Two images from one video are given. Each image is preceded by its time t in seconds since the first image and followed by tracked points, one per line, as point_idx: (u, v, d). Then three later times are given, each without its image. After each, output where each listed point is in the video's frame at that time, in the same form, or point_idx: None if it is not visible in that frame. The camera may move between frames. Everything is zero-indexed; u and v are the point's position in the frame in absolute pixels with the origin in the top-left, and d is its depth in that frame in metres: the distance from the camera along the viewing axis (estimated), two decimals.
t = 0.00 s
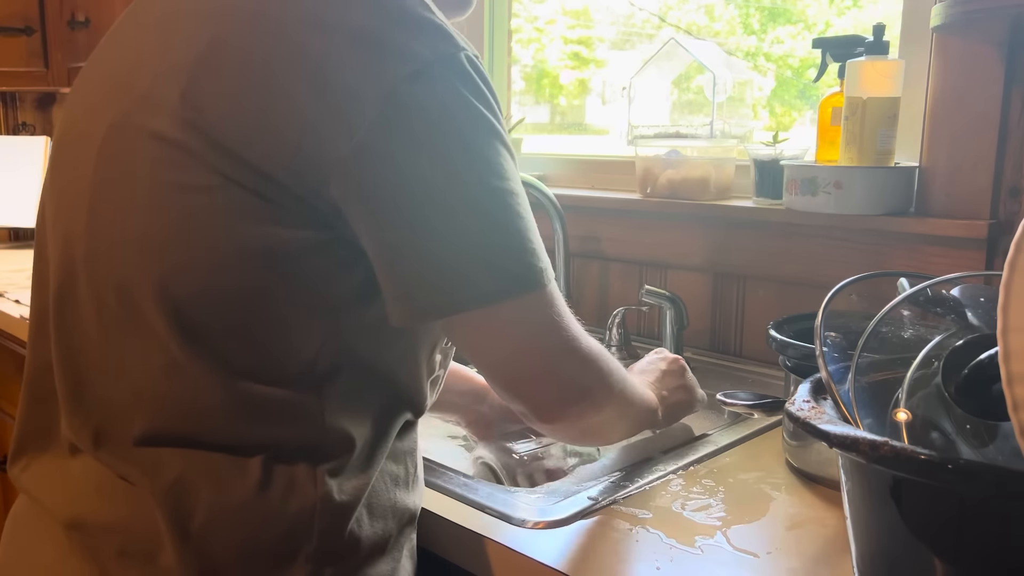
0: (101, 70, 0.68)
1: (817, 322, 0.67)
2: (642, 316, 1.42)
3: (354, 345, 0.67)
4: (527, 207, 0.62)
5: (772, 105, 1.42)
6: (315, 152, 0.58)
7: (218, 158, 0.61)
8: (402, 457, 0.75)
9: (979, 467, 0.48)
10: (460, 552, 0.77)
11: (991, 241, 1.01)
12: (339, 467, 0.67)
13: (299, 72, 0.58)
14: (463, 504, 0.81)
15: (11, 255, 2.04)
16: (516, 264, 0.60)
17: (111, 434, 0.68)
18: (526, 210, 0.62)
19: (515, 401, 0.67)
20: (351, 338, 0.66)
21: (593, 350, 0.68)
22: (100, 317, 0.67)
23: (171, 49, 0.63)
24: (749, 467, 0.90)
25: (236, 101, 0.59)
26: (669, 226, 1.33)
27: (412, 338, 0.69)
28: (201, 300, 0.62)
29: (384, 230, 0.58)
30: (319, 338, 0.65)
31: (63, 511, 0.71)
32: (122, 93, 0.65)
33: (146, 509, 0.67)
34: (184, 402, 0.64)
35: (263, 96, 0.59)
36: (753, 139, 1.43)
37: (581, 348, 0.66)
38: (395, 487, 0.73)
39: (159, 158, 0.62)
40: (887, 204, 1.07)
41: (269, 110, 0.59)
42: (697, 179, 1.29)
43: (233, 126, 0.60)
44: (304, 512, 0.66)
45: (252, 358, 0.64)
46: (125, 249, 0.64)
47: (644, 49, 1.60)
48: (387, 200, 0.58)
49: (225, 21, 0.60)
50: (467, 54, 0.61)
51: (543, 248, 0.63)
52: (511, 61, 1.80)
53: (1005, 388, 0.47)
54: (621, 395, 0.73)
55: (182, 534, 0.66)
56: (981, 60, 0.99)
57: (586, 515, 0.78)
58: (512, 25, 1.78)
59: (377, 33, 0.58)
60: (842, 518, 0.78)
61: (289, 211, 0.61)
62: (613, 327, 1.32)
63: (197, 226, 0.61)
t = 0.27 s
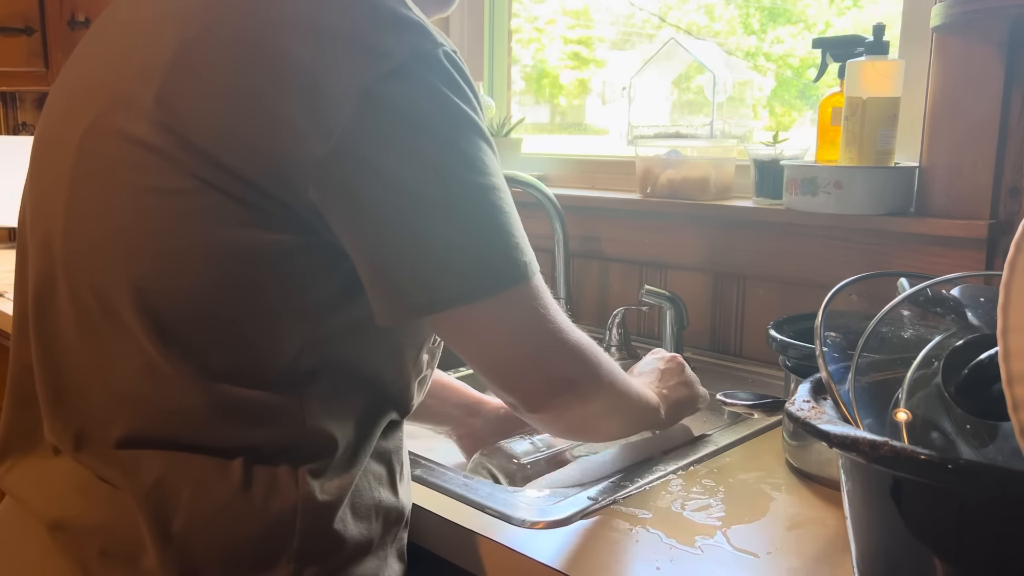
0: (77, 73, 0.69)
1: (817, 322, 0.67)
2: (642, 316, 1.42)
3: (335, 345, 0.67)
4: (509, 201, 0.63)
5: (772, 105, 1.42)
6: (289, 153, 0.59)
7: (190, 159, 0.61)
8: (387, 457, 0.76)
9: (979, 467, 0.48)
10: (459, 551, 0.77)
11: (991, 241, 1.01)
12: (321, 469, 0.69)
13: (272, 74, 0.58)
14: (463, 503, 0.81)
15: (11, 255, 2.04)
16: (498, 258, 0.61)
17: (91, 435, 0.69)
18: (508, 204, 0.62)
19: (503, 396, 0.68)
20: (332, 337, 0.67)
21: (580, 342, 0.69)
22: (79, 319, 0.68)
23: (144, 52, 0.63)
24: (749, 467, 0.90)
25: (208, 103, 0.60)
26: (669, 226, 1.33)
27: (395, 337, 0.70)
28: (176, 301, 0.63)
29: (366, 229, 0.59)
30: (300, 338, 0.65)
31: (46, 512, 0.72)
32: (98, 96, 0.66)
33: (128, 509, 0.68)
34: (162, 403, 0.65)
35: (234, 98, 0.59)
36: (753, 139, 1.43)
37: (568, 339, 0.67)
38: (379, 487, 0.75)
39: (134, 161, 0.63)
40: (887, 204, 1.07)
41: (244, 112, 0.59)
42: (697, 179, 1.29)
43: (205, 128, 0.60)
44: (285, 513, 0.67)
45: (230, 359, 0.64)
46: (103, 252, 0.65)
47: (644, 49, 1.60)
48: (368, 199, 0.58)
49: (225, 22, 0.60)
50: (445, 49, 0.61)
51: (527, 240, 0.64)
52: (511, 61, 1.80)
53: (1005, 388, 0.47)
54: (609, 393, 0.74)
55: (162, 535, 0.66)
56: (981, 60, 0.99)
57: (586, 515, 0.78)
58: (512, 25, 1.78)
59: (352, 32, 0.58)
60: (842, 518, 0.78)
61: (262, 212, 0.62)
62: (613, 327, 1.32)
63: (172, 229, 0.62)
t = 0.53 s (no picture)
0: (59, 80, 0.71)
1: (817, 322, 0.67)
2: (642, 316, 1.42)
3: (318, 343, 0.68)
4: (490, 191, 0.63)
5: (772, 105, 1.42)
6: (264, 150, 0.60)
7: (167, 157, 0.62)
8: (376, 456, 0.76)
9: (980, 467, 0.48)
10: (459, 551, 0.77)
11: (991, 241, 1.01)
12: (306, 466, 0.69)
13: (249, 72, 0.60)
14: (463, 503, 0.81)
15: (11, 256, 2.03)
16: (477, 246, 0.61)
17: (73, 434, 0.70)
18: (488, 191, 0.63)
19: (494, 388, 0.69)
20: (313, 335, 0.67)
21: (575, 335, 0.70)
22: (60, 319, 0.69)
23: (123, 57, 0.65)
24: (749, 467, 0.90)
25: (186, 102, 0.61)
26: (669, 226, 1.33)
27: (379, 334, 0.71)
28: (153, 297, 0.64)
29: (344, 220, 0.60)
30: (281, 334, 0.66)
31: (34, 510, 0.73)
32: (78, 100, 0.67)
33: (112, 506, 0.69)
34: (142, 399, 0.66)
35: (211, 96, 0.60)
36: (753, 139, 1.43)
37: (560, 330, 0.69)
38: (367, 485, 0.75)
39: (113, 161, 0.64)
40: (887, 204, 1.07)
41: (221, 111, 0.60)
42: (697, 178, 1.29)
43: (183, 127, 0.61)
44: (268, 511, 0.67)
45: (211, 355, 0.65)
46: (83, 252, 0.66)
47: (644, 49, 1.60)
48: (345, 190, 0.59)
49: (226, 23, 0.61)
50: (419, 40, 0.62)
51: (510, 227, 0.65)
52: (511, 61, 1.80)
53: (1005, 388, 0.47)
54: (600, 386, 0.75)
55: (145, 531, 0.67)
56: (981, 60, 0.99)
57: (586, 515, 0.78)
58: (512, 25, 1.78)
59: (326, 27, 0.59)
60: (841, 518, 0.78)
61: (239, 209, 0.63)
62: (613, 327, 1.32)
63: (150, 228, 0.63)
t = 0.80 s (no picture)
0: (57, 78, 0.71)
1: (818, 322, 0.67)
2: (642, 316, 1.42)
3: (312, 337, 0.68)
4: (484, 184, 0.64)
5: (772, 105, 1.42)
6: (259, 146, 0.60)
7: (161, 152, 0.63)
8: (371, 453, 0.76)
9: (980, 467, 0.48)
10: (459, 551, 0.77)
11: (991, 241, 1.01)
12: (299, 462, 0.69)
13: (243, 68, 0.60)
14: (463, 503, 0.81)
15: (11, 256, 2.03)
16: (471, 241, 0.62)
17: (69, 428, 0.70)
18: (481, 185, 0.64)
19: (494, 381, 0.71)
20: (305, 331, 0.68)
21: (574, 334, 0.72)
22: (56, 314, 0.69)
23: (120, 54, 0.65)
24: (748, 467, 0.90)
25: (181, 98, 0.62)
26: (669, 226, 1.33)
27: (375, 330, 0.71)
28: (147, 292, 0.64)
29: (339, 216, 0.60)
30: (276, 329, 0.66)
31: (30, 504, 0.73)
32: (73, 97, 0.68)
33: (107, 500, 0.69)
34: (137, 393, 0.66)
35: (204, 92, 0.61)
36: (753, 139, 1.43)
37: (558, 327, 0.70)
38: (362, 482, 0.75)
39: (108, 157, 0.65)
40: (887, 204, 1.07)
41: (216, 107, 0.60)
42: (697, 178, 1.29)
43: (177, 122, 0.62)
44: (260, 506, 0.67)
45: (205, 350, 0.65)
46: (78, 249, 0.66)
47: (644, 49, 1.60)
48: (339, 186, 0.59)
49: (228, 23, 0.61)
50: (412, 35, 0.62)
51: (504, 222, 0.65)
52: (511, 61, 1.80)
53: (1005, 388, 0.47)
54: (600, 379, 0.76)
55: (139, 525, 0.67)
56: (981, 60, 0.99)
57: (586, 515, 0.78)
58: (512, 25, 1.78)
59: (318, 23, 0.60)
60: (841, 518, 0.78)
61: (232, 203, 0.62)
62: (613, 327, 1.32)
63: (145, 222, 0.63)
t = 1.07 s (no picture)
0: (62, 76, 0.72)
1: (817, 322, 0.67)
2: (642, 316, 1.42)
3: (313, 333, 0.68)
4: (486, 177, 0.64)
5: (772, 105, 1.42)
6: (263, 144, 0.60)
7: (163, 147, 0.63)
8: (370, 449, 0.76)
9: (979, 467, 0.48)
10: (459, 550, 0.77)
11: (991, 241, 1.01)
12: (299, 456, 0.69)
13: (245, 65, 0.60)
14: (463, 503, 0.81)
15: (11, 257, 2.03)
16: (472, 236, 0.62)
17: (72, 420, 0.71)
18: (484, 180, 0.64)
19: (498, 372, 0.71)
20: (304, 327, 0.68)
21: (575, 325, 0.72)
22: (62, 307, 0.69)
23: (124, 50, 0.65)
24: (748, 467, 0.90)
25: (184, 93, 0.61)
26: (669, 226, 1.33)
27: (376, 325, 0.71)
28: (149, 286, 0.64)
29: (342, 211, 0.60)
30: (277, 324, 0.66)
31: (33, 496, 0.74)
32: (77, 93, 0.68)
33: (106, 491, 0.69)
34: (140, 386, 0.67)
35: (208, 90, 0.61)
36: (753, 139, 1.43)
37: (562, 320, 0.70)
38: (360, 478, 0.75)
39: (114, 153, 0.65)
40: (887, 205, 1.07)
41: (215, 102, 0.60)
42: (697, 178, 1.29)
43: (177, 116, 0.62)
44: (256, 498, 0.67)
45: (204, 343, 0.66)
46: (80, 242, 0.67)
47: (644, 49, 1.60)
48: (342, 180, 0.60)
49: (228, 21, 0.61)
50: (412, 32, 0.62)
51: (507, 216, 0.66)
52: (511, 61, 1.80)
53: (1005, 388, 0.47)
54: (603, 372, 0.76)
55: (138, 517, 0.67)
56: (981, 61, 0.99)
57: (586, 515, 0.78)
58: (511, 25, 1.78)
59: (319, 21, 0.60)
60: (841, 518, 0.78)
61: (232, 197, 0.63)
62: (613, 327, 1.32)
63: (147, 216, 0.64)
